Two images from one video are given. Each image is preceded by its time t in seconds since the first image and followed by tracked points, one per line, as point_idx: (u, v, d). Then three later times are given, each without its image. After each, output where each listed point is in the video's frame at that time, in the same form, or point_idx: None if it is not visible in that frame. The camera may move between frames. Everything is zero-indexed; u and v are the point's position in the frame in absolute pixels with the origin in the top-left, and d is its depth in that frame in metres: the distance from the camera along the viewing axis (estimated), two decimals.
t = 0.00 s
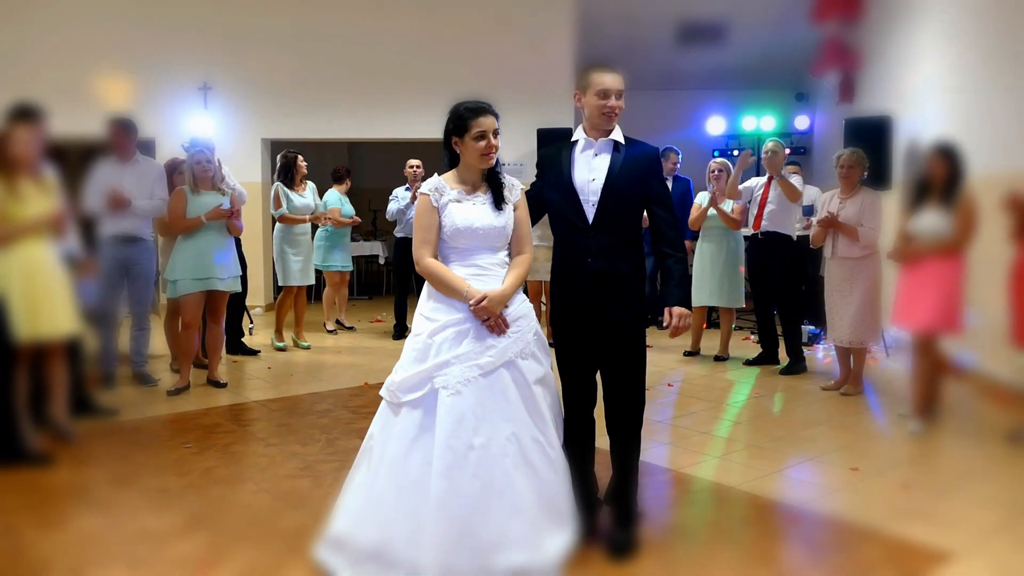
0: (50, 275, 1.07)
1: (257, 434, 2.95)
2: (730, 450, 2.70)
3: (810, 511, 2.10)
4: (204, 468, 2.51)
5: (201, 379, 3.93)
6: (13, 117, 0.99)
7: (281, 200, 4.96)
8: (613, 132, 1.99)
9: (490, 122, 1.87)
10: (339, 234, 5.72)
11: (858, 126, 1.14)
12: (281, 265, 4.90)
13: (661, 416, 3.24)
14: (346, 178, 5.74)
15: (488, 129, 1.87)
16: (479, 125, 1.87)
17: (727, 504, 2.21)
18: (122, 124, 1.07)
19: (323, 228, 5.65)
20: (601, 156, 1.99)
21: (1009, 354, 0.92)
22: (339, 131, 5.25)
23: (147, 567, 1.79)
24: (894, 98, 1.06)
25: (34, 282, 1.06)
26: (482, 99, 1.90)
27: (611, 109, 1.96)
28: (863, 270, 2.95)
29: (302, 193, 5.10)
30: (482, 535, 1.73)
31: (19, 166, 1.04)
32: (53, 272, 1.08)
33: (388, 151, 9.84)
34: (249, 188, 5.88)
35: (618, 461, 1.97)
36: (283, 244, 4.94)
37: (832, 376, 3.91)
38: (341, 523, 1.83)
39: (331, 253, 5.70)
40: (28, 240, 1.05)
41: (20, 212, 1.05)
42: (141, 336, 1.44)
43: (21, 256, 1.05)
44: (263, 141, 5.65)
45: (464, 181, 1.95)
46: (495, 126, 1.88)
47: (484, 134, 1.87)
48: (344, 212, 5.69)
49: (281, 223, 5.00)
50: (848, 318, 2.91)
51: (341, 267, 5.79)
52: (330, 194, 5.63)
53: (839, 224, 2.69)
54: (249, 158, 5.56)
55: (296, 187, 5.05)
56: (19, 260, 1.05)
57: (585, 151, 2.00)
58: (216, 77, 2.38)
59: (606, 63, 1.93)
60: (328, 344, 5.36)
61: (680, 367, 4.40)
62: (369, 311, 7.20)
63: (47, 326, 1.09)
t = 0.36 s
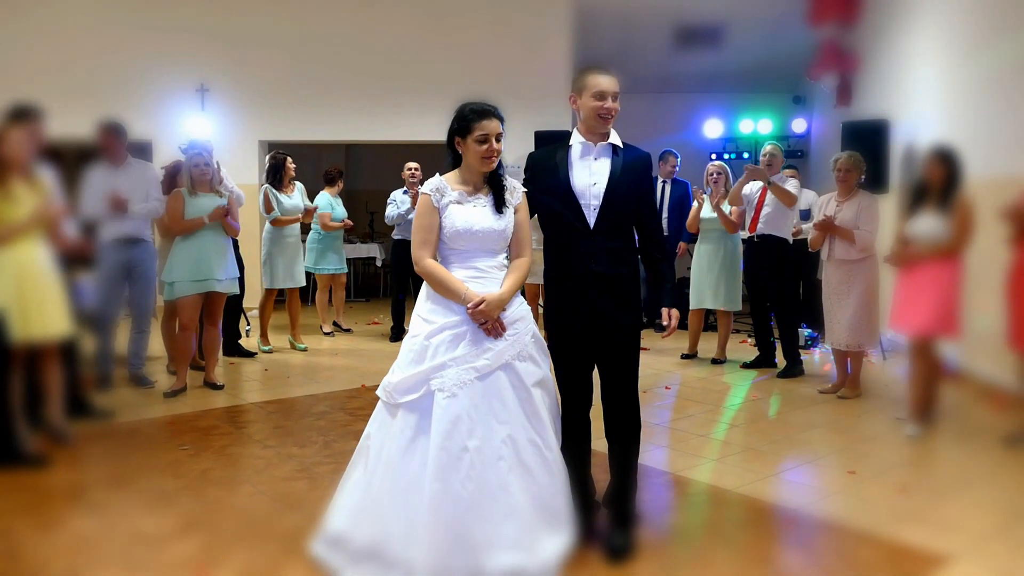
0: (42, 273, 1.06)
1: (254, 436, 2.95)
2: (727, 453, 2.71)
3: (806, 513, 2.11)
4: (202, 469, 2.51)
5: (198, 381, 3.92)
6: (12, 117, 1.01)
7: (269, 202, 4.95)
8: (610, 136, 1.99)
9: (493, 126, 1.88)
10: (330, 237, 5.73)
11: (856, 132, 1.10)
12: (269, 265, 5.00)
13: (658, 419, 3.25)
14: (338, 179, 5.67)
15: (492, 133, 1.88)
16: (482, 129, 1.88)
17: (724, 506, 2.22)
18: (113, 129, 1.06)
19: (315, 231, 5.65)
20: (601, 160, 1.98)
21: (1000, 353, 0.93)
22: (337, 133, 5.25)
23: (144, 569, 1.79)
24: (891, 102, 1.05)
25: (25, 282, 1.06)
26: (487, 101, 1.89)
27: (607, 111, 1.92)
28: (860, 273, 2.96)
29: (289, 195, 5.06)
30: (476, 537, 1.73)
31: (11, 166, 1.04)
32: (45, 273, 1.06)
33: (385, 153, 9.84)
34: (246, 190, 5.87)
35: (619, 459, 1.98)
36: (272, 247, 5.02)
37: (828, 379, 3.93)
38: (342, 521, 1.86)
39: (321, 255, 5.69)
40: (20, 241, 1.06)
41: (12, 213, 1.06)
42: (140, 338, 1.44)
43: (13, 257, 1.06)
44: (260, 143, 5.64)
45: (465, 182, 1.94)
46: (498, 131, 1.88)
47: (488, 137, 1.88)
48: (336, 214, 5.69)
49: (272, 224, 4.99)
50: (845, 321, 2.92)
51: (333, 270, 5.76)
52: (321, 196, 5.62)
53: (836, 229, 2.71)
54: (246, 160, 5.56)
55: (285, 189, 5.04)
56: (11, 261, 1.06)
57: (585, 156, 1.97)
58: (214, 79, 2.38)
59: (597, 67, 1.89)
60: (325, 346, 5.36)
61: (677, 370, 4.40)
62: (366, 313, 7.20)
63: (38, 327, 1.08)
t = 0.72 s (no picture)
0: (33, 277, 1.06)
1: (253, 437, 2.95)
2: (725, 453, 2.71)
3: (804, 513, 2.11)
4: (200, 470, 2.50)
5: (196, 382, 3.92)
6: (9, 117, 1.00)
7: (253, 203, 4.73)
8: (603, 137, 1.97)
9: (498, 128, 1.88)
10: (327, 237, 5.71)
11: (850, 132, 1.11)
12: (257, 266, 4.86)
13: (657, 419, 3.25)
14: (329, 179, 5.68)
15: (494, 135, 1.88)
16: (482, 130, 1.88)
17: (722, 507, 2.21)
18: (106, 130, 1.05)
19: (311, 232, 5.64)
20: (595, 162, 1.96)
21: (1000, 356, 0.94)
22: (334, 134, 5.25)
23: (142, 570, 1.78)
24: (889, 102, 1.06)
25: (16, 284, 1.06)
26: (495, 103, 1.89)
27: (598, 113, 1.90)
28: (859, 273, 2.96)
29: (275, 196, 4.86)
30: (481, 534, 1.73)
31: (6, 166, 1.03)
32: (36, 276, 1.06)
33: (382, 154, 9.84)
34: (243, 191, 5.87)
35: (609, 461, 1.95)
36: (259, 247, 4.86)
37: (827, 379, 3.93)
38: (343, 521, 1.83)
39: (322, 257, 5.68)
40: (11, 241, 1.04)
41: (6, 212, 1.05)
42: (137, 340, 1.44)
43: (5, 258, 1.04)
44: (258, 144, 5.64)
45: (473, 182, 1.95)
46: (501, 133, 1.88)
47: (489, 139, 1.88)
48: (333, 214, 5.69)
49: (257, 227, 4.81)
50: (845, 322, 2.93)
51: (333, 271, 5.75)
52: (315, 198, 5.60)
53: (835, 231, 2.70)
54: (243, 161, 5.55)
55: (270, 190, 4.83)
56: (4, 262, 1.04)
57: (581, 158, 1.96)
58: (211, 80, 2.37)
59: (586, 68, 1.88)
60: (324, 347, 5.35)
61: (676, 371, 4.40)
62: (364, 314, 7.19)
63: (28, 330, 1.08)
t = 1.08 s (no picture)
0: (31, 279, 1.08)
1: (253, 436, 2.94)
2: (725, 452, 2.71)
3: (806, 511, 2.11)
4: (200, 471, 2.50)
5: (195, 382, 3.91)
6: (12, 122, 1.00)
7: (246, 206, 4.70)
8: (604, 136, 1.95)
9: (517, 127, 1.85)
10: (325, 237, 5.71)
11: (854, 129, 1.13)
12: (251, 269, 4.84)
13: (657, 418, 3.24)
14: (328, 180, 5.67)
15: (513, 133, 1.86)
16: (502, 129, 1.85)
17: (723, 505, 2.22)
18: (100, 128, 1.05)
19: (309, 232, 5.63)
20: (595, 162, 1.95)
21: (998, 352, 0.92)
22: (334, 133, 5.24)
23: (143, 570, 1.78)
24: (890, 101, 1.06)
25: (14, 287, 1.07)
26: (513, 102, 1.87)
27: (591, 114, 1.89)
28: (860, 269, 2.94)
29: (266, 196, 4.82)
30: (494, 530, 1.72)
31: (7, 166, 1.04)
32: (34, 276, 1.07)
33: (381, 153, 9.83)
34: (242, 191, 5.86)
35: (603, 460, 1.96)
36: (254, 247, 4.82)
37: (827, 377, 3.93)
38: (354, 516, 1.82)
39: (319, 258, 5.68)
40: (10, 244, 1.05)
41: (7, 216, 1.06)
42: (133, 340, 1.43)
43: (4, 259, 1.06)
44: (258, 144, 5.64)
45: (493, 181, 1.94)
46: (521, 131, 1.86)
47: (508, 138, 1.86)
48: (331, 214, 5.68)
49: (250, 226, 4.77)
50: (845, 320, 2.92)
51: (330, 271, 5.74)
52: (313, 198, 5.59)
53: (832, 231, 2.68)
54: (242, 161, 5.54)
55: (259, 190, 4.78)
56: (3, 263, 1.06)
57: (580, 157, 1.94)
58: (211, 79, 2.37)
59: (585, 66, 1.86)
60: (323, 347, 5.35)
61: (676, 369, 4.40)
62: (364, 314, 7.19)
63: (27, 330, 1.10)
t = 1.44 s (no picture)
0: (33, 273, 1.07)
1: (250, 434, 2.94)
2: (723, 450, 2.71)
3: (805, 510, 2.11)
4: (198, 469, 2.50)
5: (193, 379, 3.90)
6: (13, 119, 1.00)
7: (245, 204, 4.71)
8: (598, 135, 1.93)
9: (522, 124, 1.82)
10: (322, 234, 5.70)
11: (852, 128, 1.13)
12: (251, 267, 4.83)
13: (655, 416, 3.24)
14: (326, 177, 5.66)
15: (519, 131, 1.83)
16: (508, 126, 1.81)
17: (721, 503, 2.21)
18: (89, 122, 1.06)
19: (307, 229, 5.62)
20: (587, 160, 1.93)
21: (996, 350, 0.93)
22: (332, 130, 5.23)
23: (141, 569, 1.77)
24: (888, 100, 1.07)
25: (13, 282, 1.07)
26: (516, 102, 1.84)
27: (579, 113, 1.89)
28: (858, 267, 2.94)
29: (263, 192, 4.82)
30: (514, 527, 1.74)
31: (7, 162, 1.04)
32: (35, 273, 1.07)
33: (379, 150, 9.81)
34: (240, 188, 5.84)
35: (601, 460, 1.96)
36: (251, 243, 4.80)
37: (826, 375, 3.93)
38: (364, 518, 1.83)
39: (317, 255, 5.67)
40: (12, 239, 1.06)
41: (8, 211, 1.06)
42: (131, 336, 1.41)
43: (5, 254, 1.06)
44: (256, 141, 5.62)
45: (496, 181, 1.88)
46: (526, 128, 1.82)
47: (514, 135, 1.81)
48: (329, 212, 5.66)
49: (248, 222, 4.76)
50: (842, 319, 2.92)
51: (328, 269, 5.74)
52: (311, 195, 5.58)
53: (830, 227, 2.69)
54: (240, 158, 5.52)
55: (255, 186, 4.77)
56: (3, 259, 1.05)
57: (572, 155, 1.94)
58: (207, 75, 2.36)
59: (580, 65, 1.87)
60: (321, 344, 5.34)
61: (674, 367, 4.39)
62: (361, 311, 7.18)
63: (29, 325, 1.09)
